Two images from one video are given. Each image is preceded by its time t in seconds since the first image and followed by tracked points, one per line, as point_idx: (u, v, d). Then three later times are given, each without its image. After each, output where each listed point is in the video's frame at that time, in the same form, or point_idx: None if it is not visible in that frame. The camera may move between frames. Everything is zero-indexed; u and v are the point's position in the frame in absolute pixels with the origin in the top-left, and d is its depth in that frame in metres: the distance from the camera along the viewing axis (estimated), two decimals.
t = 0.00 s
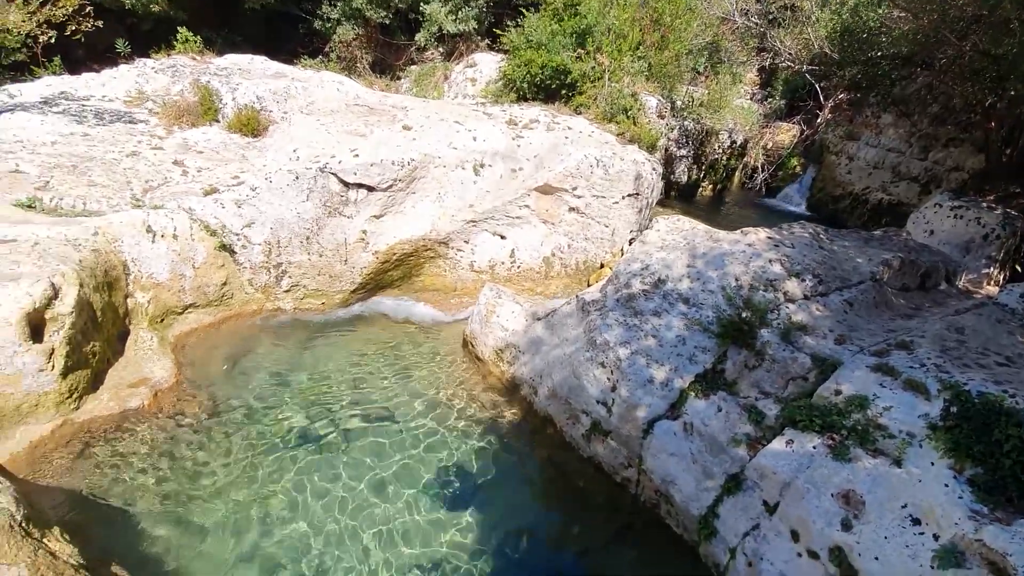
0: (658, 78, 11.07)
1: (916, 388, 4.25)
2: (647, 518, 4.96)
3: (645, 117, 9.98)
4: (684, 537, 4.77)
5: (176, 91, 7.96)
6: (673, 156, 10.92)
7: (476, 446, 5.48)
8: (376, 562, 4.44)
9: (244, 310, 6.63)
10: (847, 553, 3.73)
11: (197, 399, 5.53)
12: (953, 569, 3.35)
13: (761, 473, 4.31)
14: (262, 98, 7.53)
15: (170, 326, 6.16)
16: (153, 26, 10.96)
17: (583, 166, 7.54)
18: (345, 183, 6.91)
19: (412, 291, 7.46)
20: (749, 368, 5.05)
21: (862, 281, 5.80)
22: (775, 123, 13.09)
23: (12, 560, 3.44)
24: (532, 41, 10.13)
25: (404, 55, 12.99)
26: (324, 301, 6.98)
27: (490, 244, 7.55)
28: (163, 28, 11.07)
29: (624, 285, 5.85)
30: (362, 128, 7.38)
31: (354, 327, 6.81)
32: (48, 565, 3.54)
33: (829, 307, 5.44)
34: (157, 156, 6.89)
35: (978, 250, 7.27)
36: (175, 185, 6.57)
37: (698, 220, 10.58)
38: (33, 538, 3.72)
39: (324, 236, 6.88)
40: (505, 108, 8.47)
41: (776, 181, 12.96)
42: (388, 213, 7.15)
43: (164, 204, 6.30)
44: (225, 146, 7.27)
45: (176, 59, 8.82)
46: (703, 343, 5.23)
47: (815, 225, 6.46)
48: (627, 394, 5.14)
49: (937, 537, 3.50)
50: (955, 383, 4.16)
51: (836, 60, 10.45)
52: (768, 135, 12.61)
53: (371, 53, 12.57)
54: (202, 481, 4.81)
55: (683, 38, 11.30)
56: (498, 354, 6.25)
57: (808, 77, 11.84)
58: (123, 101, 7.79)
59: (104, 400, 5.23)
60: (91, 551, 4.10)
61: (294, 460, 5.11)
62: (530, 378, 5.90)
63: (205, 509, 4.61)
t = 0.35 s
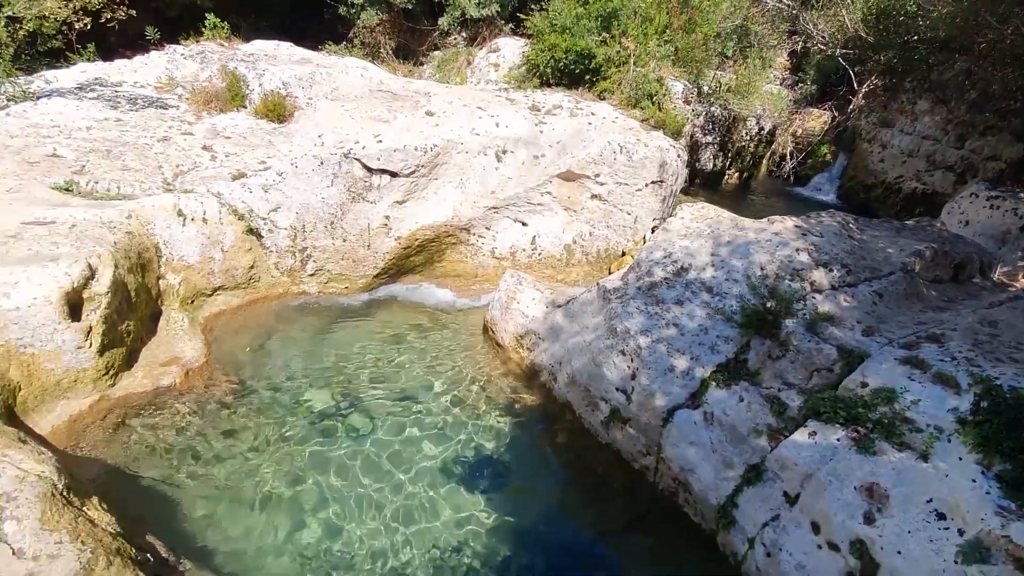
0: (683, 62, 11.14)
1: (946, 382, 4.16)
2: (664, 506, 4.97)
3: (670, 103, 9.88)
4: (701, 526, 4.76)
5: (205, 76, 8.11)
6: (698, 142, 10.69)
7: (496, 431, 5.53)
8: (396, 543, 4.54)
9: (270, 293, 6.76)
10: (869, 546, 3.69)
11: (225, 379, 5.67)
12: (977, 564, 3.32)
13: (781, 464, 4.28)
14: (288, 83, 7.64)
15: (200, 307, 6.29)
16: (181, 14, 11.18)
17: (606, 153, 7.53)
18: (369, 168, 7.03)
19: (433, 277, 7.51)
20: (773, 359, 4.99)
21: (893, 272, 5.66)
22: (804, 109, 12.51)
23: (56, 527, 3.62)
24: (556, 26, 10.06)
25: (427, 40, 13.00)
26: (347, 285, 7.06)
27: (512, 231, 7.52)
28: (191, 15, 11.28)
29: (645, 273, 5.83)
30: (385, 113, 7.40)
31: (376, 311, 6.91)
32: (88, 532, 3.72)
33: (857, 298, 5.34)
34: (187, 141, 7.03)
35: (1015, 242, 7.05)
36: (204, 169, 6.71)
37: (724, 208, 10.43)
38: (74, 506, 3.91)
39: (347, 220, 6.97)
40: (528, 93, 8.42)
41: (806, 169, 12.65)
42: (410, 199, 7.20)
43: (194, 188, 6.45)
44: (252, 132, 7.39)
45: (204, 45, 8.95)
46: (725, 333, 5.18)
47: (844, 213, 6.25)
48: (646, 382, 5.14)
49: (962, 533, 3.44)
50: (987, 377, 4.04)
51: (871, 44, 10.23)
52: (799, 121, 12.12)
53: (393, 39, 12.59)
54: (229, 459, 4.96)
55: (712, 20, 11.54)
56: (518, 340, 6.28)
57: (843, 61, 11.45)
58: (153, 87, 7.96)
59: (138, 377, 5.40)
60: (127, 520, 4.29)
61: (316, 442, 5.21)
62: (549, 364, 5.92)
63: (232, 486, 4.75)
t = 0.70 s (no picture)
0: (711, 50, 11.20)
1: (977, 380, 4.04)
2: (682, 499, 4.96)
3: (698, 92, 9.73)
4: (719, 519, 4.75)
5: (234, 64, 8.22)
6: (725, 133, 10.81)
7: (515, 420, 5.58)
8: (414, 526, 4.62)
9: (296, 278, 6.88)
10: (891, 544, 3.64)
11: (253, 360, 5.81)
12: (1000, 565, 3.25)
13: (802, 459, 4.24)
14: (314, 71, 7.78)
15: (228, 290, 6.41)
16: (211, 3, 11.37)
17: (630, 142, 7.55)
18: (393, 156, 7.09)
19: (455, 265, 7.55)
20: (797, 353, 4.94)
21: (924, 267, 5.52)
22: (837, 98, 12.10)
23: (94, 496, 3.80)
24: (583, 14, 9.92)
25: (452, 28, 12.99)
26: (370, 272, 7.15)
27: (534, 220, 7.51)
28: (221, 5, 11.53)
29: (667, 265, 5.80)
30: (409, 101, 7.47)
31: (398, 298, 6.99)
32: (123, 503, 3.93)
33: (886, 293, 5.23)
34: (218, 128, 7.17)
35: None
36: (234, 156, 6.85)
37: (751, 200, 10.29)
38: (110, 477, 4.09)
39: (371, 208, 7.05)
40: (553, 82, 8.39)
41: (835, 163, 12.77)
42: (433, 186, 7.23)
43: (224, 174, 6.58)
44: (280, 119, 7.50)
45: (234, 34, 9.08)
46: (749, 326, 5.14)
47: (876, 206, 6.14)
48: (666, 374, 5.13)
49: (987, 533, 3.37)
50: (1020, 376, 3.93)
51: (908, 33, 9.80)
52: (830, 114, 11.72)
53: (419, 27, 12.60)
54: (256, 438, 5.09)
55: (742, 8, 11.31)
56: (538, 329, 6.29)
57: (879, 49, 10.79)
58: (185, 75, 8.13)
59: (170, 356, 5.56)
60: (159, 492, 4.49)
61: (339, 425, 5.30)
62: (568, 355, 5.93)
63: (257, 466, 4.88)
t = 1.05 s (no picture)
0: (733, 39, 10.80)
1: (995, 379, 3.99)
2: (691, 491, 4.97)
3: (718, 83, 9.49)
4: (727, 512, 4.73)
5: (253, 49, 8.24)
6: (744, 124, 10.53)
7: (525, 408, 5.61)
8: (423, 509, 4.68)
9: (311, 263, 6.94)
10: (901, 541, 3.61)
11: (269, 342, 5.89)
12: (1012, 565, 3.25)
13: (813, 455, 4.24)
14: (332, 57, 7.74)
15: (245, 273, 6.49)
16: None
17: (648, 131, 7.51)
18: (409, 143, 7.12)
19: (467, 253, 7.55)
20: (811, 349, 4.89)
21: (946, 264, 5.43)
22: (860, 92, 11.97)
23: (115, 469, 3.92)
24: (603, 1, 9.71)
25: (469, 15, 12.91)
26: (384, 258, 7.19)
27: (549, 210, 7.47)
28: None
29: (682, 257, 5.77)
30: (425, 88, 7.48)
31: (411, 285, 7.03)
32: (144, 476, 4.03)
33: (905, 290, 5.16)
34: (237, 112, 7.22)
35: None
36: (252, 140, 6.90)
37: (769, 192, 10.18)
38: (131, 451, 4.19)
39: (387, 194, 7.10)
40: (571, 70, 8.32)
41: (856, 156, 11.88)
42: (449, 173, 7.24)
43: (242, 157, 6.63)
44: (298, 104, 7.52)
45: (253, 18, 9.12)
46: (764, 320, 5.10)
47: (898, 202, 6.03)
48: (677, 365, 5.12)
49: (1000, 533, 3.37)
50: None
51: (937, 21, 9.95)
52: (852, 104, 11.67)
53: (437, 14, 12.54)
54: (269, 418, 5.17)
55: None
56: (550, 319, 6.30)
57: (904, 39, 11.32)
58: (205, 59, 8.19)
59: (188, 336, 5.64)
60: (178, 468, 4.60)
61: (350, 408, 5.37)
62: (580, 344, 5.94)
63: (271, 446, 4.97)
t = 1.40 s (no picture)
0: (755, 28, 10.66)
1: (1014, 378, 3.94)
2: (702, 483, 4.97)
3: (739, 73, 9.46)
4: (738, 505, 4.75)
5: (272, 37, 8.28)
6: (763, 116, 10.23)
7: (538, 399, 5.64)
8: (435, 495, 4.74)
9: (328, 250, 7.00)
10: (914, 538, 3.58)
11: (286, 328, 5.97)
12: None
13: (827, 450, 4.21)
14: (350, 45, 7.80)
15: (263, 260, 6.57)
16: None
17: (666, 122, 7.44)
18: (426, 132, 7.11)
19: (482, 243, 7.57)
20: (828, 344, 4.86)
21: (968, 261, 5.33)
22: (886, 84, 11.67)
23: (138, 446, 4.01)
24: None
25: (487, 3, 12.85)
26: (399, 246, 7.25)
27: (564, 200, 7.51)
28: None
29: (698, 249, 5.74)
30: (441, 77, 7.47)
31: (426, 273, 7.07)
32: (166, 455, 4.14)
33: (926, 286, 5.08)
34: (256, 100, 7.28)
35: None
36: (271, 128, 6.95)
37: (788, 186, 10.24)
38: (153, 430, 4.29)
39: (403, 182, 7.12)
40: (588, 60, 8.25)
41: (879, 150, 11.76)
42: (465, 162, 7.26)
43: (261, 145, 6.68)
44: (315, 92, 7.56)
45: (273, 6, 9.16)
46: (781, 315, 5.07)
47: (920, 196, 5.93)
48: (691, 358, 5.11)
49: (1015, 533, 3.31)
50: None
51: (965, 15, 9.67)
52: (878, 96, 11.37)
53: (455, 3, 12.49)
54: (286, 402, 5.25)
55: None
56: (563, 310, 6.31)
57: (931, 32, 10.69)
58: (224, 47, 8.24)
59: (208, 320, 5.73)
60: (198, 448, 4.71)
61: (365, 394, 5.43)
62: (593, 335, 5.94)
63: (288, 429, 5.05)
